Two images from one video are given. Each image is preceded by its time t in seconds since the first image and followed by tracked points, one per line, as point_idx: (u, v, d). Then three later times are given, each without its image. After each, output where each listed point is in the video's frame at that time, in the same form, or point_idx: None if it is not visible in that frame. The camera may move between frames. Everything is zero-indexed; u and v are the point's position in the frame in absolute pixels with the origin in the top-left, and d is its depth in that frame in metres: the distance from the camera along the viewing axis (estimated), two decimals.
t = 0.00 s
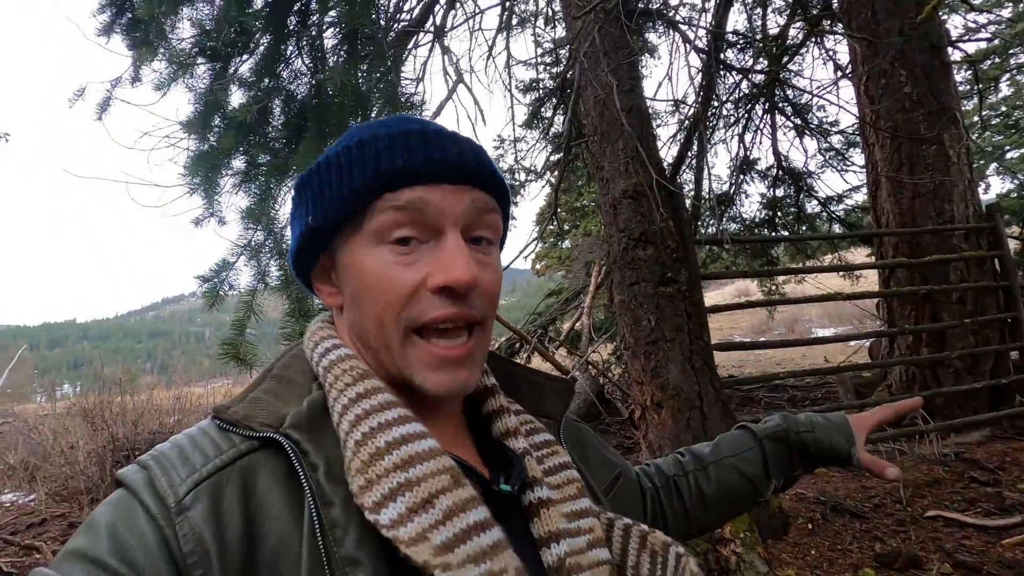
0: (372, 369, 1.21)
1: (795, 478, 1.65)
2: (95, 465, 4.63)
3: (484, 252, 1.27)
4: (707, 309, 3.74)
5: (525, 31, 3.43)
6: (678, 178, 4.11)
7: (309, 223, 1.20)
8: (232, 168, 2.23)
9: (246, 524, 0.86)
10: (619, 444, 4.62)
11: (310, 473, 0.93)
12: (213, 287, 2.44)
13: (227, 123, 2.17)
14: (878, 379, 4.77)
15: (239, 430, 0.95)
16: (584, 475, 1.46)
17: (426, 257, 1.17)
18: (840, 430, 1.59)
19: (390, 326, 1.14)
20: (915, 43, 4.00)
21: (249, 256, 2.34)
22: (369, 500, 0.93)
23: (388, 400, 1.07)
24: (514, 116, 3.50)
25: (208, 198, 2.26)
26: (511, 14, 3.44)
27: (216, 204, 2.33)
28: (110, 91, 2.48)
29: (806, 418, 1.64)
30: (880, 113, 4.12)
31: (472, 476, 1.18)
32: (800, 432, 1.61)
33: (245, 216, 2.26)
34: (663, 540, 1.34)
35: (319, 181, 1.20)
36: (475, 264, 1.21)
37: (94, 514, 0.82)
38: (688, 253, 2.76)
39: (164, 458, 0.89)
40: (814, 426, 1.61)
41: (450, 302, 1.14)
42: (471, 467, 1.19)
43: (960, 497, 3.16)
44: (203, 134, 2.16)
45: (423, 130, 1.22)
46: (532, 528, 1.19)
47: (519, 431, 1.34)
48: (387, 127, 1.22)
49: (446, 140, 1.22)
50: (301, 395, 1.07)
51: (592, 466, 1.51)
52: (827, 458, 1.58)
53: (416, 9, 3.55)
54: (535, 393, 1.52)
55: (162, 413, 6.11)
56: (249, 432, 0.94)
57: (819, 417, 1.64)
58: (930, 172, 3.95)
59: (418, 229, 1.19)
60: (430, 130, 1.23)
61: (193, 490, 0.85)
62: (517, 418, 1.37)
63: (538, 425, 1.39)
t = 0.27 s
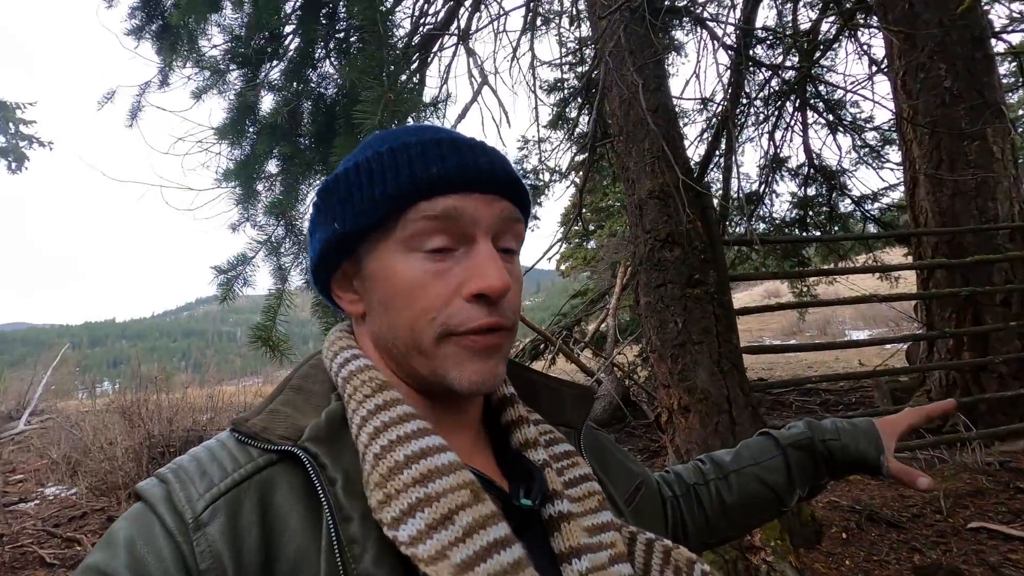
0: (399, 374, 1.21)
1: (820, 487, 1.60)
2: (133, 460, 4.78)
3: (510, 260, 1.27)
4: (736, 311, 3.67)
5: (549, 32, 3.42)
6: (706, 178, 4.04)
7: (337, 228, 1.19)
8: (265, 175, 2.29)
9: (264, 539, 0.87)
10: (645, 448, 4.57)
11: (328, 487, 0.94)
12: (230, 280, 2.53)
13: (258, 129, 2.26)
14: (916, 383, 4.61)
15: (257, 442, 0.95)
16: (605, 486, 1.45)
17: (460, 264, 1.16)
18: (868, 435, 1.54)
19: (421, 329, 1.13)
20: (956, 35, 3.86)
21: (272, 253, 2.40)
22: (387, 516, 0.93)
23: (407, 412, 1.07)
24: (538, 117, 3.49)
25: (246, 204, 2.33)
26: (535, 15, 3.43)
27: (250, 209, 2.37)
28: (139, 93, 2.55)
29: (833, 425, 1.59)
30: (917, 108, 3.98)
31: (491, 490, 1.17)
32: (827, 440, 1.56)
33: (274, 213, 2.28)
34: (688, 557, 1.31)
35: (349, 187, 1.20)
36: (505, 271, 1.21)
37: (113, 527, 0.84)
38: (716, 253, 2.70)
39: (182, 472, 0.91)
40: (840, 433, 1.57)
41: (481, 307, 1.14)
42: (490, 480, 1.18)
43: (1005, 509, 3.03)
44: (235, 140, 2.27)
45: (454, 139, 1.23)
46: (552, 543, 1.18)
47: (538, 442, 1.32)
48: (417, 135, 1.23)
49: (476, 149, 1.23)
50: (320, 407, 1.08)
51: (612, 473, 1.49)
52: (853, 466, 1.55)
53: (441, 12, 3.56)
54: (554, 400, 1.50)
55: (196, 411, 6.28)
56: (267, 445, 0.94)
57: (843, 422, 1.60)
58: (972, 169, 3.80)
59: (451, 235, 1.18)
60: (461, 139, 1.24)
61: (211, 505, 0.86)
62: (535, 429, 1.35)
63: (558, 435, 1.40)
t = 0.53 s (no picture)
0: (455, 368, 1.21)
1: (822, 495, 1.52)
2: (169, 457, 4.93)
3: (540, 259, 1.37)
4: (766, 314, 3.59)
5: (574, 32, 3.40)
6: (735, 178, 3.97)
7: (389, 229, 1.16)
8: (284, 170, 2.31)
9: (275, 553, 0.88)
10: (671, 453, 4.50)
11: (341, 501, 0.94)
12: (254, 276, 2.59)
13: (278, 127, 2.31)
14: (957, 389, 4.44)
15: (267, 455, 0.96)
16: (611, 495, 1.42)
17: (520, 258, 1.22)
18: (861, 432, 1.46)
19: (496, 318, 1.16)
20: (999, 27, 3.70)
21: (292, 247, 2.43)
22: (402, 530, 0.93)
23: (420, 423, 1.07)
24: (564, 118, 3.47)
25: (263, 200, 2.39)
26: (560, 16, 3.42)
27: (271, 207, 2.43)
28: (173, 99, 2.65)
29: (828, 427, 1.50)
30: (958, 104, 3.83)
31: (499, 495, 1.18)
32: (822, 445, 1.48)
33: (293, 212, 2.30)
34: (696, 566, 1.29)
35: (401, 185, 1.17)
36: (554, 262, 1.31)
37: (122, 541, 0.85)
38: (744, 255, 2.66)
39: (192, 486, 0.92)
40: (832, 435, 1.48)
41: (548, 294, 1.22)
42: (502, 488, 1.19)
43: None
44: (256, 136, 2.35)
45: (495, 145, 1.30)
46: (563, 551, 1.17)
47: (547, 448, 1.31)
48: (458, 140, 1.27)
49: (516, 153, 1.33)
50: (330, 418, 1.09)
51: (618, 481, 1.48)
52: (852, 466, 1.47)
53: (466, 15, 3.58)
54: (562, 407, 1.50)
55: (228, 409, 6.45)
56: (278, 457, 0.95)
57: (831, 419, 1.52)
58: (1017, 167, 3.64)
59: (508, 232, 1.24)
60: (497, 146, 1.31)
61: (221, 521, 0.87)
62: (545, 436, 1.34)
63: (566, 441, 1.38)
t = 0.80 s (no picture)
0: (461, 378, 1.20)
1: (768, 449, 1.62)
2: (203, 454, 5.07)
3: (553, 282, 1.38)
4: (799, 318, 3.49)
5: (600, 35, 3.39)
6: (765, 179, 3.88)
7: (417, 229, 1.14)
8: (303, 172, 2.35)
9: (264, 554, 0.89)
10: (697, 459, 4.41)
11: (331, 501, 0.96)
12: (281, 279, 2.65)
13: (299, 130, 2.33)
14: (1003, 398, 4.24)
15: (257, 455, 0.97)
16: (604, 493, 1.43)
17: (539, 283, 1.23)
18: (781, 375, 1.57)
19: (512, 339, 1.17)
20: None
21: (311, 249, 2.48)
22: (392, 532, 0.94)
23: (413, 422, 1.07)
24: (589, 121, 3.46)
25: (285, 199, 2.42)
26: (586, 18, 3.41)
27: (293, 207, 2.47)
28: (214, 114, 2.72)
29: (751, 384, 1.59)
30: (1002, 99, 3.67)
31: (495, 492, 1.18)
32: (750, 400, 1.57)
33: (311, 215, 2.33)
34: (688, 562, 1.32)
35: (439, 188, 1.16)
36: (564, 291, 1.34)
37: (106, 547, 0.84)
38: (774, 256, 2.60)
39: (179, 488, 0.92)
40: (754, 388, 1.57)
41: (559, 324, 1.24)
42: (494, 485, 1.19)
43: None
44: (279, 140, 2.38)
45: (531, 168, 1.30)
46: (556, 546, 1.19)
47: (541, 445, 1.32)
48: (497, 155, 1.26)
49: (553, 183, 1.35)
50: (322, 417, 1.09)
51: (608, 479, 1.50)
52: (784, 404, 1.58)
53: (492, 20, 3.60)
54: (553, 405, 1.52)
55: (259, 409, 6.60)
56: (268, 457, 0.96)
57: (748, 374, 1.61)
58: None
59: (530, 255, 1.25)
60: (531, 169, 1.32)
61: (209, 523, 0.87)
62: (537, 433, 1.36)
63: (559, 439, 1.41)
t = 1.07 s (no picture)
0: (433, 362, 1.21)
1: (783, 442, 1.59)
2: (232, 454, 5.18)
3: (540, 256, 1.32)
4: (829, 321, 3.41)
5: (623, 37, 3.37)
6: (794, 180, 3.80)
7: (374, 221, 1.20)
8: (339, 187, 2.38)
9: (280, 547, 0.90)
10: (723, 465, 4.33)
11: (345, 497, 0.97)
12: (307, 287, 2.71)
13: (331, 149, 2.36)
14: None
15: (273, 451, 0.98)
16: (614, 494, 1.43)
17: (496, 256, 1.20)
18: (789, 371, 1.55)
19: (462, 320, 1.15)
20: None
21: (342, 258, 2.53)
22: (408, 524, 0.95)
23: (427, 419, 1.09)
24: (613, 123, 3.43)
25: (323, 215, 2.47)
26: (609, 20, 3.40)
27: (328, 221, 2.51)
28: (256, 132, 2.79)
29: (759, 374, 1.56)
30: None
31: (511, 499, 1.19)
32: (758, 391, 1.54)
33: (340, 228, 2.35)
34: (698, 567, 1.29)
35: (389, 178, 1.22)
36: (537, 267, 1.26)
37: (128, 537, 0.86)
38: (803, 259, 2.57)
39: (198, 481, 0.94)
40: (761, 379, 1.55)
41: (521, 299, 1.17)
42: (505, 487, 1.20)
43: None
44: (315, 157, 2.42)
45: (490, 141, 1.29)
46: (565, 549, 1.19)
47: (550, 448, 1.34)
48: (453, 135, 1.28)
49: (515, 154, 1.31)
50: (337, 415, 1.11)
51: (615, 477, 1.48)
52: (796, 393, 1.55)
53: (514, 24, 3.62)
54: (563, 406, 1.52)
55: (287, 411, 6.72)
56: (284, 453, 0.97)
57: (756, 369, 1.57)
58: None
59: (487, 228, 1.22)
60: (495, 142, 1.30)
61: (226, 515, 0.89)
62: (548, 435, 1.38)
63: (569, 441, 1.41)
